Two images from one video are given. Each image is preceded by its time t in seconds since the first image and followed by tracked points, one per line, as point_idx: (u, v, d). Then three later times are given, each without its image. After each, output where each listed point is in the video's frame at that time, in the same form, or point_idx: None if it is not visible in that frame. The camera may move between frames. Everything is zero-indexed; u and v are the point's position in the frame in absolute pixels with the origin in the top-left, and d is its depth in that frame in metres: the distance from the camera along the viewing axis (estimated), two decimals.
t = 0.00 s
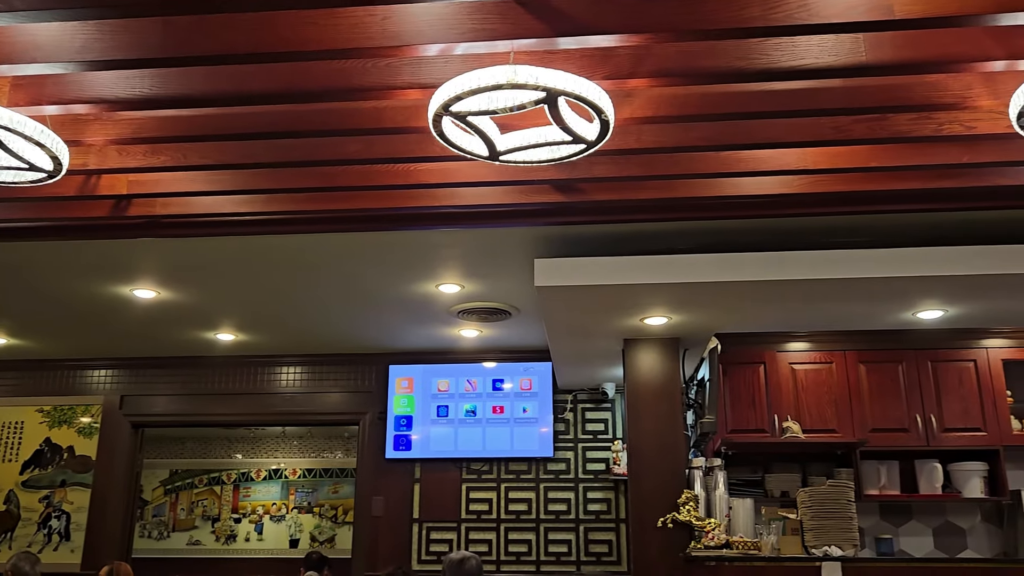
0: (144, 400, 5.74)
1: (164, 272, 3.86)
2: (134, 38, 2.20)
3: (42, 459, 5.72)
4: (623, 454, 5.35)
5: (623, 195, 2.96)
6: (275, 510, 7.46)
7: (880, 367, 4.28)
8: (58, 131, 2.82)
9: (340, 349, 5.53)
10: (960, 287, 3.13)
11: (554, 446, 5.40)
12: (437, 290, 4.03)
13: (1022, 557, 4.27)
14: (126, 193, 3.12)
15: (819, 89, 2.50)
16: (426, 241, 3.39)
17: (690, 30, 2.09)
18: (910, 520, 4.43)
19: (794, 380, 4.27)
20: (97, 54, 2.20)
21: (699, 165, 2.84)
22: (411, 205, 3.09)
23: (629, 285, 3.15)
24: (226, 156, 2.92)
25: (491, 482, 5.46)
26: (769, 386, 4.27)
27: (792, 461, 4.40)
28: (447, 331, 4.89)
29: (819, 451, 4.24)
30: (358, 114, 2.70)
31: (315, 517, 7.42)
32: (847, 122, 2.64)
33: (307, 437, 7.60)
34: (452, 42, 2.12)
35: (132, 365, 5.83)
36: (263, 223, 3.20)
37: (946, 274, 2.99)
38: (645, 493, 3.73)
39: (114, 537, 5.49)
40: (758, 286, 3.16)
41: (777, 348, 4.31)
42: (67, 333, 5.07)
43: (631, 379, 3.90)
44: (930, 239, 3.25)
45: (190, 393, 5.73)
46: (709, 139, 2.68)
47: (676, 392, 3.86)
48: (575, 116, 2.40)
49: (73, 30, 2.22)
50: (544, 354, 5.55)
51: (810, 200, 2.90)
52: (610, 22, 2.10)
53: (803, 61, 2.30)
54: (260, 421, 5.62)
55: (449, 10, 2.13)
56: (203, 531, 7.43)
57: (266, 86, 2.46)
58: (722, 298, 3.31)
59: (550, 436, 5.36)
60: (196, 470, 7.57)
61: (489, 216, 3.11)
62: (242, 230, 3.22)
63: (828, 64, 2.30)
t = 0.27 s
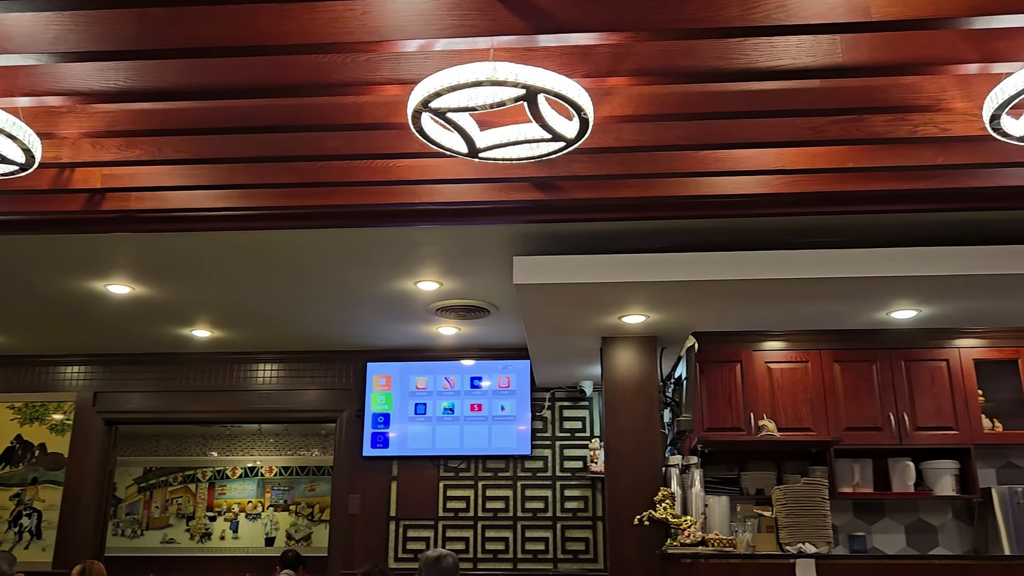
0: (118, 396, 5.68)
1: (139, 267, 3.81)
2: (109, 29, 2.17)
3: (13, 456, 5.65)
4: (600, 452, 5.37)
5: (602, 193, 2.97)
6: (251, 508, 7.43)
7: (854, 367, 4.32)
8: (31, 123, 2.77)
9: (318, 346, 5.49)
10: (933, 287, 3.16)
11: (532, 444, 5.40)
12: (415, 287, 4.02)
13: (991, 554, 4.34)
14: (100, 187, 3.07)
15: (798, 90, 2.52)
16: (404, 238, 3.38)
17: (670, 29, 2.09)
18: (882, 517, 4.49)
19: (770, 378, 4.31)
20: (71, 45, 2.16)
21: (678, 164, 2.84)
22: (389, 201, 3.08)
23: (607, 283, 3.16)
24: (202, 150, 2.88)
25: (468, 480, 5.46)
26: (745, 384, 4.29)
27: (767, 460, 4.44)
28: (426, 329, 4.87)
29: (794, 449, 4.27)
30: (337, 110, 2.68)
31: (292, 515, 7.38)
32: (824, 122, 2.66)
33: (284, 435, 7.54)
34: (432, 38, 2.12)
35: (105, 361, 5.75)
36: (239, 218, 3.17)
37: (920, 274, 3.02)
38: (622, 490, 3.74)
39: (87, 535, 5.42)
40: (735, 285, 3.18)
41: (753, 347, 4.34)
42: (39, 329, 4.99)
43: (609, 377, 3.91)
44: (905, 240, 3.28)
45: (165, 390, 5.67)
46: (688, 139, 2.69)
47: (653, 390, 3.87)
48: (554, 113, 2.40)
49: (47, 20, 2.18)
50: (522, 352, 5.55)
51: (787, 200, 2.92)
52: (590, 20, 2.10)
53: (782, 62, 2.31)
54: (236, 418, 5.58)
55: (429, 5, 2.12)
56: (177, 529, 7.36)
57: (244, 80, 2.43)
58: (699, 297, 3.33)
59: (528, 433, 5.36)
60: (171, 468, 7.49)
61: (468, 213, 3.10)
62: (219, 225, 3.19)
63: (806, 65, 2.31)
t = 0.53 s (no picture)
0: (91, 394, 5.60)
1: (113, 262, 3.76)
2: (84, 20, 2.13)
3: None
4: (577, 450, 5.38)
5: (581, 192, 2.97)
6: (225, 507, 7.36)
7: (829, 366, 4.37)
8: (2, 115, 2.72)
9: (294, 343, 5.45)
10: (906, 288, 3.20)
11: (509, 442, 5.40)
12: (393, 284, 4.00)
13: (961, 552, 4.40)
14: (73, 181, 3.02)
15: (775, 91, 2.53)
16: (382, 235, 3.36)
17: (649, 28, 2.10)
18: (855, 516, 4.53)
19: (746, 378, 4.33)
20: (44, 36, 2.13)
21: (657, 163, 2.85)
22: (367, 198, 3.06)
23: (585, 282, 3.16)
24: (177, 145, 2.85)
25: (445, 478, 5.45)
26: (721, 384, 4.32)
27: (743, 458, 4.47)
28: (403, 326, 4.85)
29: (769, 447, 4.31)
30: (314, 105, 2.66)
31: (267, 514, 7.33)
32: (801, 124, 2.68)
33: (260, 433, 7.49)
34: (411, 34, 2.11)
35: (78, 358, 5.67)
36: (215, 214, 3.14)
37: (894, 275, 3.05)
38: (598, 489, 3.75)
39: (58, 534, 5.34)
40: (712, 285, 3.20)
41: (730, 346, 4.37)
42: (9, 324, 4.91)
43: (586, 375, 3.92)
44: (879, 241, 3.32)
45: (139, 387, 5.60)
46: (666, 138, 2.70)
47: (630, 389, 3.89)
48: (533, 111, 2.40)
49: (19, 11, 2.14)
50: (500, 351, 5.54)
51: (764, 200, 2.94)
52: (569, 18, 2.10)
53: (760, 63, 2.32)
54: (211, 416, 5.52)
55: (408, 1, 2.11)
56: (150, 528, 7.28)
57: (221, 73, 2.41)
58: (676, 296, 3.34)
59: (505, 432, 5.36)
60: (144, 466, 7.40)
61: (447, 211, 3.09)
62: (194, 220, 3.15)
63: (783, 66, 2.33)
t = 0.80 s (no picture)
0: (65, 390, 5.52)
1: (87, 257, 3.71)
2: (59, 11, 2.10)
3: None
4: (556, 449, 5.39)
5: (561, 191, 2.97)
6: (201, 505, 7.31)
7: (805, 366, 4.41)
8: None
9: (271, 341, 5.41)
10: (882, 289, 3.23)
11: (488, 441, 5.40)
12: (373, 282, 3.98)
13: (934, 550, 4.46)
14: (47, 174, 2.98)
15: (755, 92, 2.55)
16: (361, 232, 3.34)
17: (630, 28, 2.10)
18: (830, 514, 4.58)
19: (724, 377, 4.36)
20: (19, 27, 2.09)
21: (637, 163, 2.85)
22: (347, 195, 3.04)
23: (565, 280, 3.16)
24: (154, 139, 2.81)
25: (424, 476, 5.42)
26: (699, 383, 4.34)
27: (719, 457, 4.50)
28: (382, 324, 4.83)
29: (746, 447, 4.34)
30: (294, 100, 2.64)
31: (243, 512, 7.29)
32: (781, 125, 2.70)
33: (236, 431, 7.45)
34: (392, 30, 2.10)
35: (51, 354, 5.59)
36: (193, 209, 3.11)
37: (871, 276, 3.08)
38: (577, 487, 3.76)
39: (29, 533, 5.26)
40: (691, 284, 3.21)
41: (708, 346, 4.39)
42: None
43: (565, 374, 3.93)
44: (856, 242, 3.35)
45: (113, 384, 5.53)
46: (646, 138, 2.70)
47: (609, 388, 3.90)
48: (514, 109, 2.40)
49: None
50: (480, 349, 5.54)
51: (743, 200, 2.96)
52: (551, 17, 2.09)
53: (740, 63, 2.33)
54: (187, 413, 5.47)
55: None
56: (125, 526, 7.20)
57: (199, 67, 2.38)
58: (655, 295, 3.35)
59: (484, 431, 5.36)
60: (118, 464, 7.32)
61: (427, 208, 3.08)
62: (171, 215, 3.12)
63: (763, 67, 2.34)
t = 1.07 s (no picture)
0: (39, 386, 5.44)
1: (62, 252, 3.66)
2: (34, 2, 2.06)
3: None
4: (535, 447, 5.39)
5: (542, 189, 2.96)
6: (177, 503, 7.23)
7: (783, 366, 4.44)
8: None
9: (250, 337, 5.37)
10: (859, 290, 3.26)
11: (467, 439, 5.41)
12: (352, 279, 3.96)
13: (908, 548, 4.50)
14: (22, 167, 2.93)
15: (736, 93, 2.56)
16: (341, 228, 3.31)
17: (612, 27, 2.10)
18: (807, 513, 4.61)
19: (703, 377, 4.38)
20: None
21: (618, 162, 2.85)
22: (326, 191, 3.02)
23: (545, 279, 3.16)
24: (131, 133, 2.77)
25: (403, 474, 5.41)
26: (679, 383, 4.35)
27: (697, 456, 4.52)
28: (362, 321, 4.81)
29: (724, 445, 4.36)
30: (273, 95, 2.61)
31: (220, 510, 7.24)
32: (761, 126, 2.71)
33: (214, 428, 7.38)
34: (373, 26, 2.08)
35: (24, 349, 5.51)
36: (170, 204, 3.07)
37: (848, 276, 3.11)
38: (555, 486, 3.76)
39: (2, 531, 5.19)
40: (670, 284, 3.22)
41: (687, 345, 4.41)
42: None
43: (545, 373, 3.93)
44: (834, 243, 3.37)
45: (89, 380, 5.46)
46: (627, 137, 2.71)
47: (588, 388, 3.90)
48: (495, 107, 2.39)
49: None
50: (460, 347, 5.53)
51: (723, 201, 2.97)
52: (532, 15, 2.09)
53: (721, 64, 2.34)
54: (164, 411, 5.42)
55: None
56: (99, 524, 7.12)
57: (178, 61, 2.35)
58: (635, 295, 3.36)
59: (463, 429, 5.35)
60: (93, 461, 7.23)
61: (407, 205, 3.07)
62: (148, 210, 3.08)
63: (744, 68, 2.35)
